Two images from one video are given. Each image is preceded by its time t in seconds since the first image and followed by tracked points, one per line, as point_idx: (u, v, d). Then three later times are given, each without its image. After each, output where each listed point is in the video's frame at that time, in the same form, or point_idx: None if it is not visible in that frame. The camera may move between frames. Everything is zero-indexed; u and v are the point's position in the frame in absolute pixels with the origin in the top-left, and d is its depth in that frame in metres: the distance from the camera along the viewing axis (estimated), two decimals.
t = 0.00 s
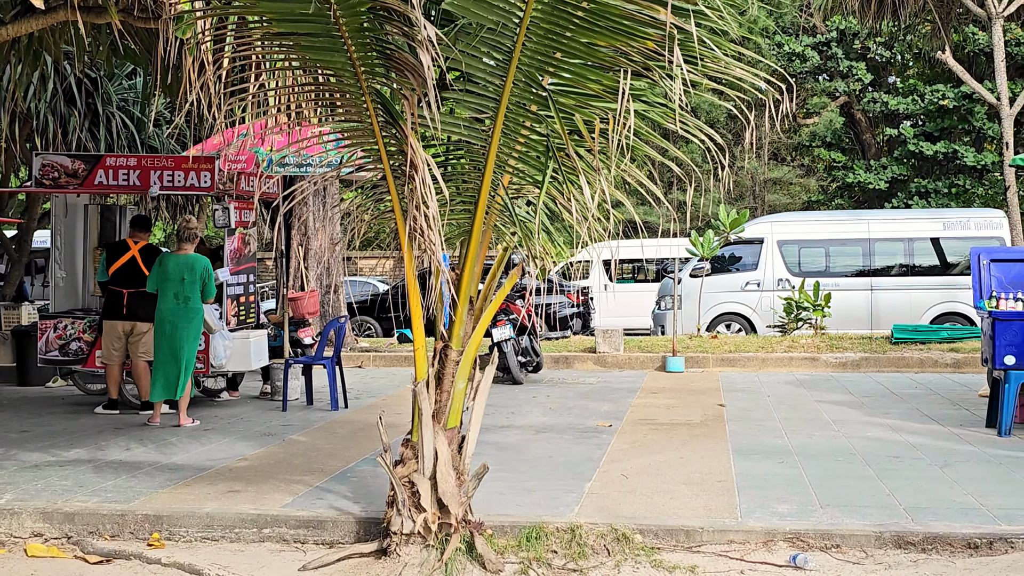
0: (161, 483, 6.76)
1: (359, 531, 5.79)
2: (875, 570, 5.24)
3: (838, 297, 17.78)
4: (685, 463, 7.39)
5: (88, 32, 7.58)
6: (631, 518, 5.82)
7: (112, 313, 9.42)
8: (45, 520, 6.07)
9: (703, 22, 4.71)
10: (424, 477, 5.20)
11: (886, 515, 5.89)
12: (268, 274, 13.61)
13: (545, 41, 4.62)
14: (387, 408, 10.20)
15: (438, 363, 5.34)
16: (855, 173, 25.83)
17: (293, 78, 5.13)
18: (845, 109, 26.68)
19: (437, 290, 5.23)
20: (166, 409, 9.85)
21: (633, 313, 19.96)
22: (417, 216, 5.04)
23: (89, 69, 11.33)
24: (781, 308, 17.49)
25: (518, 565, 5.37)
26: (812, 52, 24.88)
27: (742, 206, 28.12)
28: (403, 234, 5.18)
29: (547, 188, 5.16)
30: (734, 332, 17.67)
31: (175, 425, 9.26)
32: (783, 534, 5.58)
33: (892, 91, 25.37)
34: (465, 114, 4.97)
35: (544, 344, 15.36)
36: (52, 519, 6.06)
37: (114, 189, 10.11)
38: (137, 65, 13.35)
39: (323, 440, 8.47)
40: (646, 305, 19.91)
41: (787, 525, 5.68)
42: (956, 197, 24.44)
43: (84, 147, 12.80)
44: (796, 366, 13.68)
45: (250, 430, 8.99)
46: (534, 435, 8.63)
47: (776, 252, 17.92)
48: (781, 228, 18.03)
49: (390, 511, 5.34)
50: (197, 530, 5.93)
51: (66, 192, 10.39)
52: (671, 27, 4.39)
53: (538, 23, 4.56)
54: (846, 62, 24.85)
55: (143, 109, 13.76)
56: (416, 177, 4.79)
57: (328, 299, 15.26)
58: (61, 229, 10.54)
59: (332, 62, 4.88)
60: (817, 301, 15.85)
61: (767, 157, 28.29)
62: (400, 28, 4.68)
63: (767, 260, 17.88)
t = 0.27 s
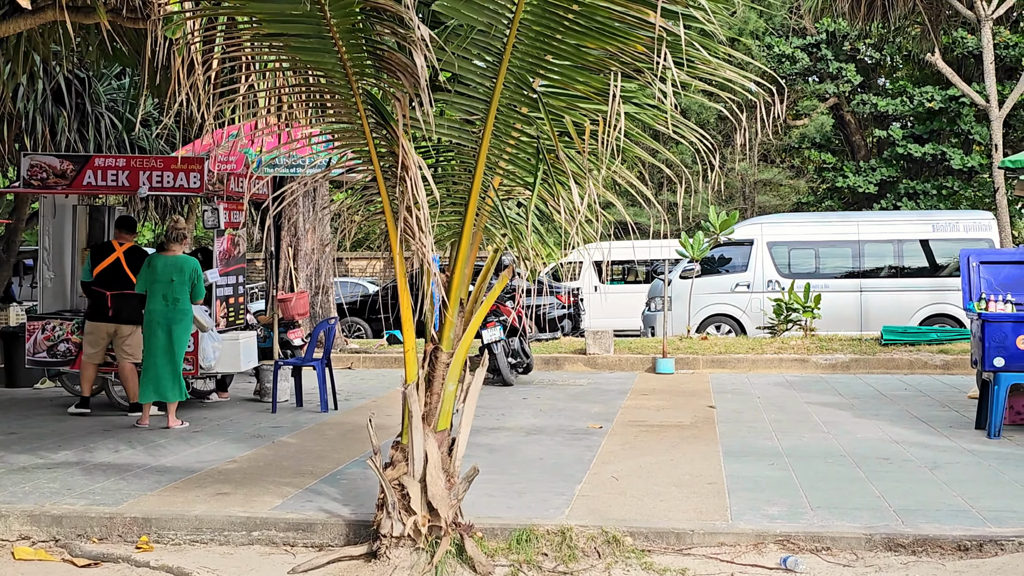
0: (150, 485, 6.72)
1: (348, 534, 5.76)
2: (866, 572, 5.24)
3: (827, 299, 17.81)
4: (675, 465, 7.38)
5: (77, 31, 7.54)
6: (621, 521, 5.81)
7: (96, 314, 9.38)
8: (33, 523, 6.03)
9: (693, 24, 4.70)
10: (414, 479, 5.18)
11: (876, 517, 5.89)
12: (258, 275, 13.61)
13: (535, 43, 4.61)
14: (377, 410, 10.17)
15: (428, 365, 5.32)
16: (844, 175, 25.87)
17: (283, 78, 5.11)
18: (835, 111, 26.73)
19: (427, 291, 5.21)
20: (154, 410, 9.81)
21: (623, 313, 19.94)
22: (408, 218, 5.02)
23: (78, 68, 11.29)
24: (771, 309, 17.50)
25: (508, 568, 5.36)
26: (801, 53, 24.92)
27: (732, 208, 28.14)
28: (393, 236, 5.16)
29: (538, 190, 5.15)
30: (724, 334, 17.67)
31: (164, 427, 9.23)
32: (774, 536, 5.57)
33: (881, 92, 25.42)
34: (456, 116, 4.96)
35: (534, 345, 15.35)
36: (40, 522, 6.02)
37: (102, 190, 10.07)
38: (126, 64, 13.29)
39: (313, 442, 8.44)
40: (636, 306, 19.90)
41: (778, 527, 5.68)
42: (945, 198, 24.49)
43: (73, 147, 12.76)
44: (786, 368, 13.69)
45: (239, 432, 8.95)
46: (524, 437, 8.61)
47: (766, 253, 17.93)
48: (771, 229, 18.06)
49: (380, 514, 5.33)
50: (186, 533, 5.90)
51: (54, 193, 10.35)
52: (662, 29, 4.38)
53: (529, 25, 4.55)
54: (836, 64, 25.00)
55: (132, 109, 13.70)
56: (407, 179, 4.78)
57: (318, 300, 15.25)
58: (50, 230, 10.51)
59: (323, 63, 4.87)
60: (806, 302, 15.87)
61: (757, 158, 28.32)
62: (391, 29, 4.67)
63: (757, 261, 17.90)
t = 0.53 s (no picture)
0: (145, 486, 6.69)
1: (345, 534, 5.73)
2: (865, 573, 5.23)
3: (822, 299, 17.81)
4: (672, 466, 7.37)
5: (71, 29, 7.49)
6: (620, 521, 5.79)
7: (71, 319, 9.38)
8: (27, 523, 5.99)
9: (694, 22, 4.67)
10: (412, 480, 5.15)
11: (875, 517, 5.88)
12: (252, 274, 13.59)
13: (535, 41, 4.58)
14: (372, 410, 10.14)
15: (427, 365, 5.29)
16: (837, 175, 25.90)
17: (280, 77, 5.07)
18: (828, 111, 26.75)
19: (426, 291, 5.17)
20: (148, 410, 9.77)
21: (617, 313, 19.90)
22: (407, 217, 4.98)
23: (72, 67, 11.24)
24: (765, 309, 17.47)
25: (506, 568, 5.34)
26: (795, 53, 24.94)
27: (725, 208, 28.15)
28: (392, 236, 5.13)
29: (537, 189, 5.12)
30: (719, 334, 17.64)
31: (158, 426, 9.19)
32: (773, 536, 5.56)
33: (874, 93, 25.46)
34: (455, 115, 4.93)
35: (528, 345, 15.33)
36: (35, 522, 5.98)
37: (96, 189, 10.03)
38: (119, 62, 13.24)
39: (308, 442, 8.41)
40: (630, 306, 19.89)
41: (777, 527, 5.66)
42: (937, 198, 24.53)
43: (67, 146, 12.71)
44: (780, 368, 13.69)
45: (234, 432, 8.92)
46: (520, 437, 8.60)
47: (760, 253, 17.93)
48: (766, 229, 18.06)
49: (378, 515, 5.30)
50: (182, 533, 5.87)
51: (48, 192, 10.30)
52: (663, 27, 4.35)
53: (529, 23, 4.51)
54: (829, 64, 25.02)
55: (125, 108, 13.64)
56: (406, 178, 4.74)
57: (312, 299, 15.22)
58: (42, 229, 10.45)
59: (321, 61, 4.83)
60: (801, 302, 15.86)
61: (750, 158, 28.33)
62: (391, 27, 4.63)
63: (751, 261, 17.88)
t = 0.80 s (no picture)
0: (148, 483, 6.63)
1: (351, 532, 5.69)
2: (876, 571, 5.18)
3: (822, 296, 17.77)
4: (678, 463, 7.32)
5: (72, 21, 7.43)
6: (627, 519, 5.74)
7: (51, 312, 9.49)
8: (30, 520, 5.94)
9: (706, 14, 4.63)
10: (419, 477, 5.11)
11: (884, 516, 5.84)
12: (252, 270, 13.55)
13: (546, 34, 4.53)
14: (374, 407, 10.09)
15: (434, 361, 5.24)
16: (836, 173, 25.86)
17: (285, 70, 5.01)
18: (826, 109, 26.71)
19: (434, 286, 5.12)
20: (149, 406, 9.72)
21: (617, 309, 19.86)
22: (416, 212, 4.92)
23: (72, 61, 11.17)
24: (766, 307, 17.47)
25: (514, 566, 5.29)
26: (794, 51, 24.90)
27: (724, 205, 28.11)
28: (399, 232, 5.07)
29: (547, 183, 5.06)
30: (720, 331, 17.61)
31: (159, 423, 9.14)
32: (782, 534, 5.51)
33: (873, 90, 25.43)
34: (464, 108, 4.87)
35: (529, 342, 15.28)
36: (37, 519, 5.93)
37: (96, 183, 9.95)
38: (119, 56, 13.16)
39: (311, 439, 8.37)
40: (630, 303, 19.85)
41: (786, 525, 5.62)
42: (936, 196, 24.51)
43: (66, 141, 12.65)
44: (782, 365, 13.66)
45: (236, 428, 8.86)
46: (524, 434, 8.55)
47: (761, 251, 17.89)
48: (767, 227, 18.02)
49: (384, 512, 5.24)
50: (186, 530, 5.82)
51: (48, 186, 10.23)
52: (678, 19, 4.30)
53: (540, 16, 4.46)
54: (828, 61, 24.99)
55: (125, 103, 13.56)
56: (416, 172, 4.68)
57: (312, 296, 15.17)
58: (42, 223, 10.41)
59: (327, 54, 4.77)
60: (802, 299, 15.83)
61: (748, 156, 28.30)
62: (400, 19, 4.58)
63: (752, 259, 17.84)
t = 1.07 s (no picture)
0: (164, 476, 6.54)
1: (372, 526, 5.58)
2: (911, 568, 5.07)
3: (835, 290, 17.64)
4: (701, 457, 7.21)
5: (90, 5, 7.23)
6: (654, 514, 5.63)
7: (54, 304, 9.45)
8: (45, 513, 5.83)
9: None
10: (444, 469, 5.00)
11: (916, 511, 5.72)
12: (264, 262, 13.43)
13: (578, 14, 4.42)
14: (388, 400, 9.98)
15: (459, 351, 5.13)
16: (845, 166, 25.72)
17: (307, 55, 4.89)
18: (836, 102, 26.56)
19: (460, 275, 5.00)
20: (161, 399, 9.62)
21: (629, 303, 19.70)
22: (443, 199, 4.80)
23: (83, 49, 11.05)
24: (779, 301, 17.36)
25: (541, 561, 5.18)
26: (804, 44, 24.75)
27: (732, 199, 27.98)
28: (425, 222, 4.95)
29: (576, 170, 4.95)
30: (732, 325, 17.52)
31: (172, 415, 9.04)
32: (813, 530, 5.40)
33: (884, 84, 25.28)
34: (492, 93, 4.76)
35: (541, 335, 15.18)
36: (53, 512, 5.83)
37: (108, 173, 9.83)
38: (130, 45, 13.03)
39: (327, 432, 8.26)
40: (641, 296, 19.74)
41: (816, 521, 5.50)
42: (946, 190, 24.37)
43: (77, 130, 12.54)
44: (797, 359, 13.54)
45: (250, 420, 8.76)
46: (542, 427, 8.44)
47: (773, 244, 17.76)
48: (779, 220, 17.88)
49: (408, 506, 5.14)
50: (204, 524, 5.71)
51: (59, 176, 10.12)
52: None
53: None
54: (838, 54, 24.84)
55: (136, 93, 13.42)
56: (446, 157, 4.56)
57: (323, 288, 15.07)
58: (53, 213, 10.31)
59: (352, 36, 4.66)
60: (817, 293, 15.71)
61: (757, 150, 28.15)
62: None
63: (764, 252, 17.72)
